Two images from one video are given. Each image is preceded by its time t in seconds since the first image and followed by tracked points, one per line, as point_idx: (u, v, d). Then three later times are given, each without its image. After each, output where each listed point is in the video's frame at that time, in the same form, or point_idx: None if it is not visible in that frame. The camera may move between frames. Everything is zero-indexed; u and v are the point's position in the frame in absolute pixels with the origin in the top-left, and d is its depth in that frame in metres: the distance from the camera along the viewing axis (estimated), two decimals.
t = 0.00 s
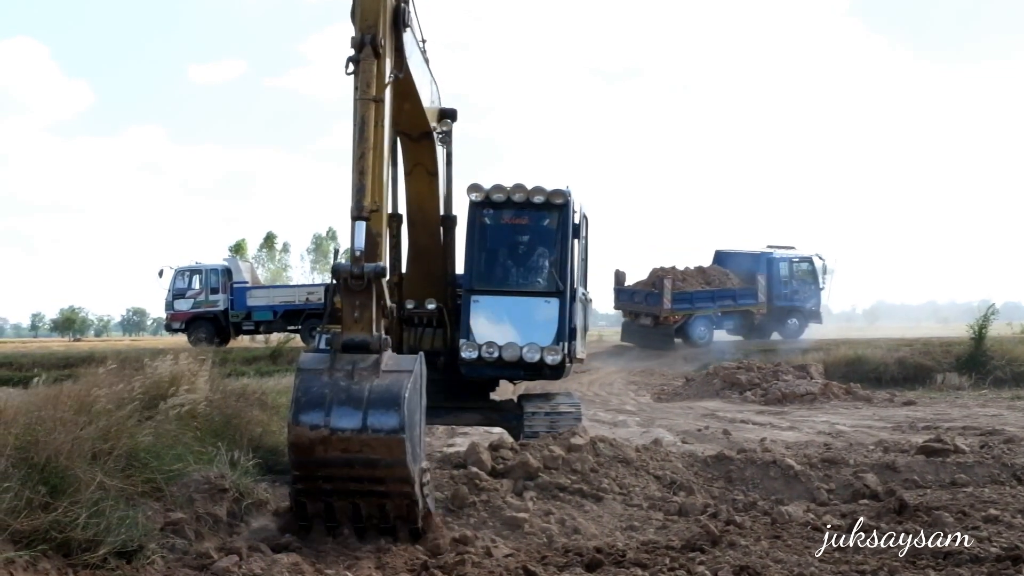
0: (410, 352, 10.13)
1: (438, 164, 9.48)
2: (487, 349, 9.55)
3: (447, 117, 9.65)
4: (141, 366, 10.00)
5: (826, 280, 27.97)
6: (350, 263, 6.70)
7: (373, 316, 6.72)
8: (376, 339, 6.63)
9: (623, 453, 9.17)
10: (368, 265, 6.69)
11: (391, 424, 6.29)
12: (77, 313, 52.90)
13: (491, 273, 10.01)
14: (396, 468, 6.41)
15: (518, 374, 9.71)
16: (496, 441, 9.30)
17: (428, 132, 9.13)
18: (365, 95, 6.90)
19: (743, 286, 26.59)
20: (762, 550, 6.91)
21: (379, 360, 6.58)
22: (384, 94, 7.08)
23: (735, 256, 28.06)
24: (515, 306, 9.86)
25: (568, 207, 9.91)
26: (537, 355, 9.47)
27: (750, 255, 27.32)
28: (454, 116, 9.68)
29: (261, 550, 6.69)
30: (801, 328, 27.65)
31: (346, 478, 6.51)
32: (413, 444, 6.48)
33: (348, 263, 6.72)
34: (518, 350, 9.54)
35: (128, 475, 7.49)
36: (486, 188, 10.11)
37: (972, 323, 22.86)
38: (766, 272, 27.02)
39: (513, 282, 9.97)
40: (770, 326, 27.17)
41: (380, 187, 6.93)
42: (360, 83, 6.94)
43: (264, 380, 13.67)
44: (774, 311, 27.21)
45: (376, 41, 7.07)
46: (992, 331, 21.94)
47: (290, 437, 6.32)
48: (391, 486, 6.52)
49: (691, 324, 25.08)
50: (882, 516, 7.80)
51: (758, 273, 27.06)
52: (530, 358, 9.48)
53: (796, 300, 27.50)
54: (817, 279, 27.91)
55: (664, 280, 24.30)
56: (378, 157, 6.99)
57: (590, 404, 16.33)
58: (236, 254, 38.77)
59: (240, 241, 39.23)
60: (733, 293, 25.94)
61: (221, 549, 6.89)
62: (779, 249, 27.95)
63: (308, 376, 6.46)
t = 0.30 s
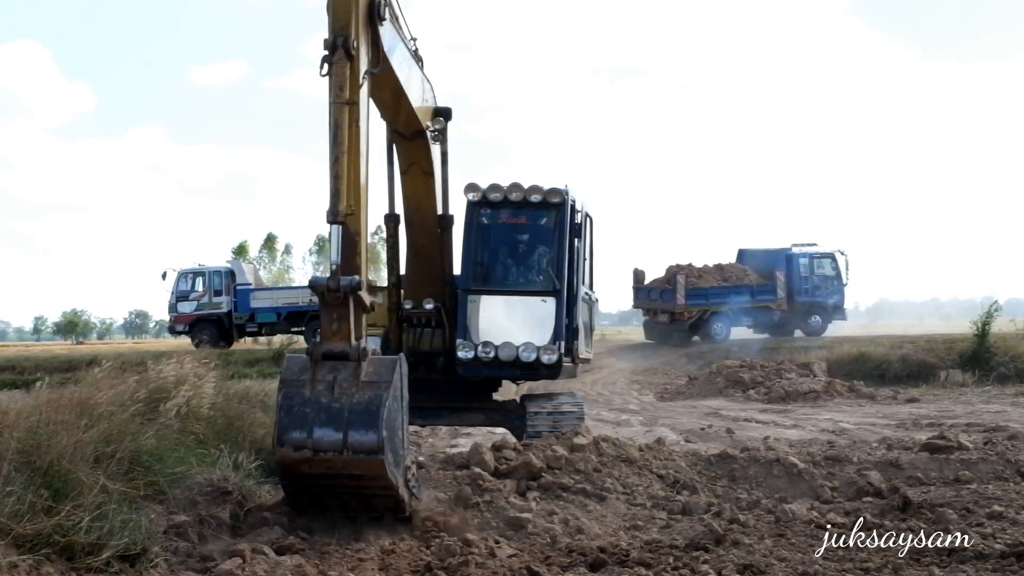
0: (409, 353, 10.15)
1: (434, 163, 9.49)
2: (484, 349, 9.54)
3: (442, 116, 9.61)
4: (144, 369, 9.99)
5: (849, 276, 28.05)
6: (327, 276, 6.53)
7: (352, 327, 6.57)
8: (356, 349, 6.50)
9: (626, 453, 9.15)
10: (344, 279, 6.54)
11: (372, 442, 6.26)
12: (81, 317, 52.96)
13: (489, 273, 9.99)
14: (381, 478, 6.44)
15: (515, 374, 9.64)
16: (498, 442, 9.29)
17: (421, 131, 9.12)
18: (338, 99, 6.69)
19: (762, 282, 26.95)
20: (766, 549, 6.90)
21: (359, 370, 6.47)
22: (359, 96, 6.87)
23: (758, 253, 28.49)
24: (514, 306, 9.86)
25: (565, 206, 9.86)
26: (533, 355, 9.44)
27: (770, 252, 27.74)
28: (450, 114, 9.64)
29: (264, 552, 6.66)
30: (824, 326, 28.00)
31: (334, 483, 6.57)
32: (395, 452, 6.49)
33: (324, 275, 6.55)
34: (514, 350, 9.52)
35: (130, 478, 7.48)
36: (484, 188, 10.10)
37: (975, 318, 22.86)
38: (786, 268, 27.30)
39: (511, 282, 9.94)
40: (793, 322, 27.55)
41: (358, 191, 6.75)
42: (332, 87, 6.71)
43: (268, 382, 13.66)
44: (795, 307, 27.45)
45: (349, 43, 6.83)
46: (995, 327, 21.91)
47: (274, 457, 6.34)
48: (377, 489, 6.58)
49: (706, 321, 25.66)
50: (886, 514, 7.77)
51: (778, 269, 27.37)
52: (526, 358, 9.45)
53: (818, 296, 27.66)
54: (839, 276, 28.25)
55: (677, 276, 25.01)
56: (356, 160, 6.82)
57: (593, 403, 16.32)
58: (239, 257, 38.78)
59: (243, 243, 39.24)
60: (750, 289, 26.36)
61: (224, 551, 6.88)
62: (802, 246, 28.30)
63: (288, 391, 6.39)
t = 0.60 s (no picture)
0: (412, 356, 10.11)
1: (434, 166, 9.51)
2: (485, 352, 9.53)
3: (442, 119, 9.61)
4: (148, 373, 10.00)
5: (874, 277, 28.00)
6: (325, 298, 6.44)
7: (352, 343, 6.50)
8: (358, 365, 6.45)
9: (630, 455, 9.15)
10: (343, 299, 6.44)
11: (376, 459, 6.32)
12: (84, 322, 53.00)
13: (490, 275, 9.98)
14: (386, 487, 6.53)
15: (517, 377, 9.61)
16: (502, 444, 9.28)
17: (421, 134, 9.14)
18: (332, 116, 6.65)
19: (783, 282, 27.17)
20: (770, 551, 6.89)
21: (360, 385, 6.46)
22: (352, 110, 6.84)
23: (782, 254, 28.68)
24: (517, 308, 9.85)
25: (566, 208, 9.87)
26: (535, 357, 9.42)
27: (793, 252, 27.89)
28: (449, 118, 9.64)
29: (268, 556, 6.64)
30: (850, 326, 27.98)
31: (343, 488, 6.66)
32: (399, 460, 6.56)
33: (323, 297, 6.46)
34: (516, 352, 9.51)
35: (134, 482, 7.47)
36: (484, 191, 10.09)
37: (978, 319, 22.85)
38: (807, 268, 27.41)
39: (513, 284, 9.93)
40: (816, 322, 27.63)
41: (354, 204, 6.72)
42: (325, 104, 6.67)
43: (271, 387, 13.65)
44: (818, 307, 27.53)
45: (341, 59, 6.77)
46: (999, 327, 21.88)
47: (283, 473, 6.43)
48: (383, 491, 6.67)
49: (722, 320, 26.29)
50: (890, 516, 7.76)
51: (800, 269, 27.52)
52: (528, 360, 9.43)
53: (842, 296, 27.66)
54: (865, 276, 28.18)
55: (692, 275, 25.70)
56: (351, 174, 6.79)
57: (597, 406, 16.31)
58: (243, 260, 38.80)
59: (247, 247, 39.27)
60: (769, 289, 26.68)
61: (228, 555, 6.87)
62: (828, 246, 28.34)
63: (293, 409, 6.42)
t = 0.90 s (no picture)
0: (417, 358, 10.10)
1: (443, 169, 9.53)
2: (492, 355, 9.55)
3: (451, 121, 9.60)
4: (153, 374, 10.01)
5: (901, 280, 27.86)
6: (335, 280, 6.55)
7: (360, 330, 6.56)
8: (365, 351, 6.49)
9: (635, 459, 9.15)
10: (353, 281, 6.55)
11: (379, 442, 6.22)
12: (88, 321, 53.02)
13: (497, 278, 9.98)
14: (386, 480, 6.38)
15: (523, 380, 9.63)
16: (507, 447, 9.29)
17: (430, 136, 9.15)
18: (349, 103, 6.65)
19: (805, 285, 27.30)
20: (774, 555, 6.89)
21: (366, 372, 6.45)
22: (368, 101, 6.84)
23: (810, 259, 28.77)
24: (524, 311, 9.83)
25: (574, 212, 9.86)
26: (542, 360, 9.43)
27: (819, 256, 27.97)
28: (459, 120, 9.64)
29: (272, 557, 6.63)
30: (876, 329, 27.92)
31: (339, 485, 6.45)
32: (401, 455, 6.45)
33: (333, 280, 6.57)
34: (523, 355, 9.52)
35: (139, 482, 7.47)
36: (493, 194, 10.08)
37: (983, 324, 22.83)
38: (830, 271, 27.45)
39: (521, 287, 9.93)
40: (842, 326, 27.60)
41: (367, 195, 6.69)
42: (342, 91, 6.67)
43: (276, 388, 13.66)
44: (843, 311, 27.52)
45: (359, 48, 6.80)
46: (1003, 333, 21.84)
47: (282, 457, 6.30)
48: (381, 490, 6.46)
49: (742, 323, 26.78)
50: (895, 521, 7.75)
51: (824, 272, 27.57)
52: (535, 363, 9.44)
53: (868, 300, 27.58)
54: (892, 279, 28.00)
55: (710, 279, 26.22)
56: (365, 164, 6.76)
57: (602, 409, 16.31)
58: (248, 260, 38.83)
59: (252, 248, 39.31)
60: (791, 291, 26.91)
61: (232, 556, 6.86)
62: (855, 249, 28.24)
63: (296, 392, 6.37)
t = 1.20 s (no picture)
0: (424, 371, 10.10)
1: (451, 182, 9.54)
2: (498, 368, 9.56)
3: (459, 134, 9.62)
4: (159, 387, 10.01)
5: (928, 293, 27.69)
6: (335, 262, 5.94)
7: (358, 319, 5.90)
8: (362, 342, 5.77)
9: (642, 473, 9.12)
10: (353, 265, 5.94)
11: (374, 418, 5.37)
12: (95, 334, 53.17)
13: (504, 292, 9.99)
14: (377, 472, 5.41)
15: (530, 394, 9.63)
16: (514, 461, 9.27)
17: (438, 148, 9.16)
18: (355, 94, 6.53)
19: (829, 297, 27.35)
20: (781, 571, 6.88)
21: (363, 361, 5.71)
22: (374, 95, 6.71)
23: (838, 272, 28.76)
24: (531, 325, 9.85)
25: (580, 225, 9.85)
26: (549, 374, 9.42)
27: (846, 269, 27.95)
28: (466, 133, 9.66)
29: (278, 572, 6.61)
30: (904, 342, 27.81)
31: (323, 481, 5.48)
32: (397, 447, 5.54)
33: (332, 263, 5.96)
34: (529, 369, 9.52)
35: (145, 496, 7.45)
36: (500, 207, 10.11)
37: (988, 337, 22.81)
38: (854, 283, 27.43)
39: (528, 301, 9.94)
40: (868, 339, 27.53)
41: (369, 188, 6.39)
42: (349, 84, 6.55)
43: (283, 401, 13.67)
44: (869, 323, 27.46)
45: (367, 45, 6.76)
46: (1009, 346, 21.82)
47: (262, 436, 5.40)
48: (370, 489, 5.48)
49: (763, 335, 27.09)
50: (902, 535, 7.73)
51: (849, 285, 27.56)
52: (541, 377, 9.43)
53: (895, 312, 27.47)
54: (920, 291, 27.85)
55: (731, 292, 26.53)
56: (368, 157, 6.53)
57: (608, 423, 16.30)
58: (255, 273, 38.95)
59: (259, 261, 39.45)
60: (815, 304, 27.03)
61: (238, 569, 6.84)
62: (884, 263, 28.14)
63: (286, 372, 5.59)
